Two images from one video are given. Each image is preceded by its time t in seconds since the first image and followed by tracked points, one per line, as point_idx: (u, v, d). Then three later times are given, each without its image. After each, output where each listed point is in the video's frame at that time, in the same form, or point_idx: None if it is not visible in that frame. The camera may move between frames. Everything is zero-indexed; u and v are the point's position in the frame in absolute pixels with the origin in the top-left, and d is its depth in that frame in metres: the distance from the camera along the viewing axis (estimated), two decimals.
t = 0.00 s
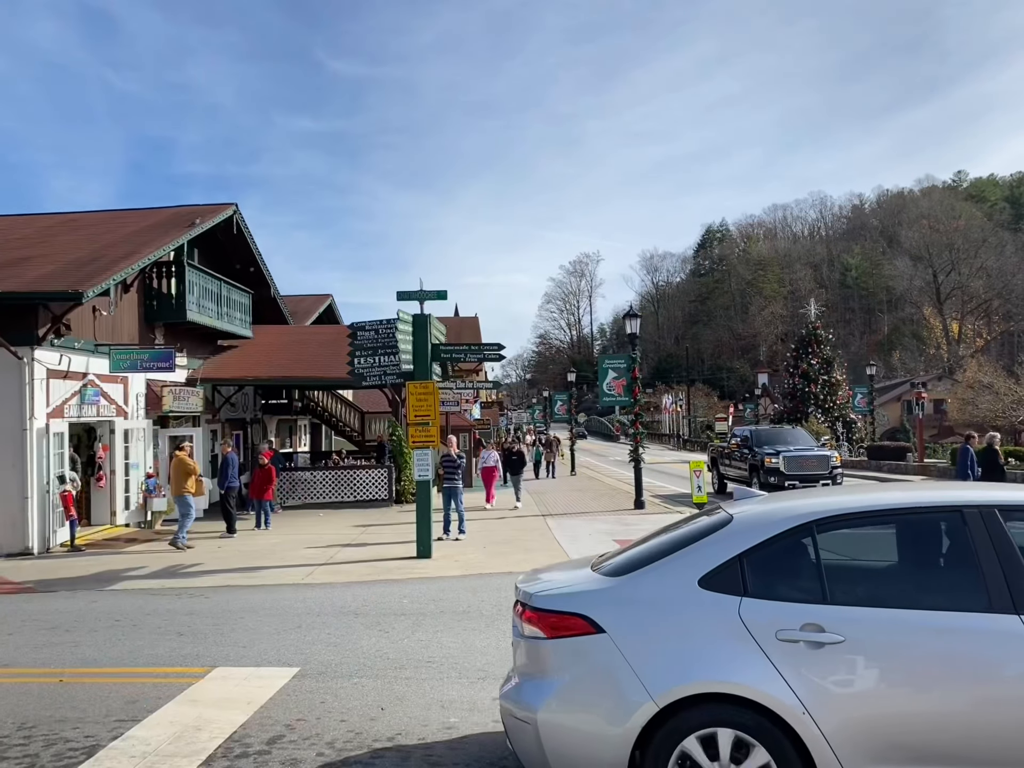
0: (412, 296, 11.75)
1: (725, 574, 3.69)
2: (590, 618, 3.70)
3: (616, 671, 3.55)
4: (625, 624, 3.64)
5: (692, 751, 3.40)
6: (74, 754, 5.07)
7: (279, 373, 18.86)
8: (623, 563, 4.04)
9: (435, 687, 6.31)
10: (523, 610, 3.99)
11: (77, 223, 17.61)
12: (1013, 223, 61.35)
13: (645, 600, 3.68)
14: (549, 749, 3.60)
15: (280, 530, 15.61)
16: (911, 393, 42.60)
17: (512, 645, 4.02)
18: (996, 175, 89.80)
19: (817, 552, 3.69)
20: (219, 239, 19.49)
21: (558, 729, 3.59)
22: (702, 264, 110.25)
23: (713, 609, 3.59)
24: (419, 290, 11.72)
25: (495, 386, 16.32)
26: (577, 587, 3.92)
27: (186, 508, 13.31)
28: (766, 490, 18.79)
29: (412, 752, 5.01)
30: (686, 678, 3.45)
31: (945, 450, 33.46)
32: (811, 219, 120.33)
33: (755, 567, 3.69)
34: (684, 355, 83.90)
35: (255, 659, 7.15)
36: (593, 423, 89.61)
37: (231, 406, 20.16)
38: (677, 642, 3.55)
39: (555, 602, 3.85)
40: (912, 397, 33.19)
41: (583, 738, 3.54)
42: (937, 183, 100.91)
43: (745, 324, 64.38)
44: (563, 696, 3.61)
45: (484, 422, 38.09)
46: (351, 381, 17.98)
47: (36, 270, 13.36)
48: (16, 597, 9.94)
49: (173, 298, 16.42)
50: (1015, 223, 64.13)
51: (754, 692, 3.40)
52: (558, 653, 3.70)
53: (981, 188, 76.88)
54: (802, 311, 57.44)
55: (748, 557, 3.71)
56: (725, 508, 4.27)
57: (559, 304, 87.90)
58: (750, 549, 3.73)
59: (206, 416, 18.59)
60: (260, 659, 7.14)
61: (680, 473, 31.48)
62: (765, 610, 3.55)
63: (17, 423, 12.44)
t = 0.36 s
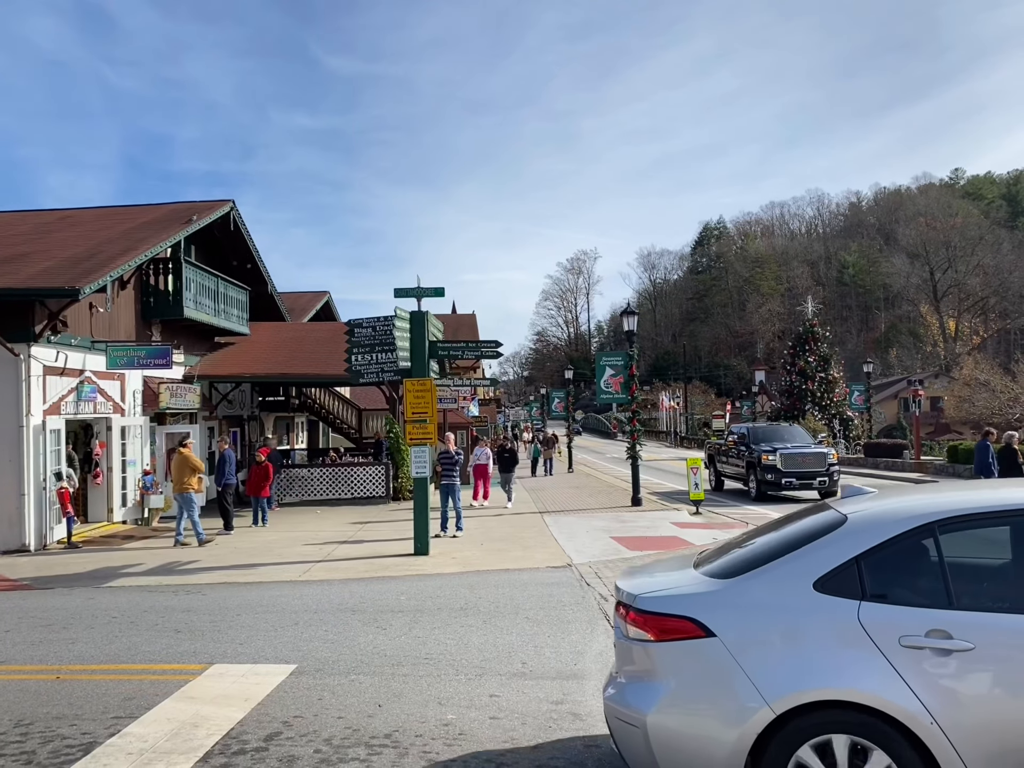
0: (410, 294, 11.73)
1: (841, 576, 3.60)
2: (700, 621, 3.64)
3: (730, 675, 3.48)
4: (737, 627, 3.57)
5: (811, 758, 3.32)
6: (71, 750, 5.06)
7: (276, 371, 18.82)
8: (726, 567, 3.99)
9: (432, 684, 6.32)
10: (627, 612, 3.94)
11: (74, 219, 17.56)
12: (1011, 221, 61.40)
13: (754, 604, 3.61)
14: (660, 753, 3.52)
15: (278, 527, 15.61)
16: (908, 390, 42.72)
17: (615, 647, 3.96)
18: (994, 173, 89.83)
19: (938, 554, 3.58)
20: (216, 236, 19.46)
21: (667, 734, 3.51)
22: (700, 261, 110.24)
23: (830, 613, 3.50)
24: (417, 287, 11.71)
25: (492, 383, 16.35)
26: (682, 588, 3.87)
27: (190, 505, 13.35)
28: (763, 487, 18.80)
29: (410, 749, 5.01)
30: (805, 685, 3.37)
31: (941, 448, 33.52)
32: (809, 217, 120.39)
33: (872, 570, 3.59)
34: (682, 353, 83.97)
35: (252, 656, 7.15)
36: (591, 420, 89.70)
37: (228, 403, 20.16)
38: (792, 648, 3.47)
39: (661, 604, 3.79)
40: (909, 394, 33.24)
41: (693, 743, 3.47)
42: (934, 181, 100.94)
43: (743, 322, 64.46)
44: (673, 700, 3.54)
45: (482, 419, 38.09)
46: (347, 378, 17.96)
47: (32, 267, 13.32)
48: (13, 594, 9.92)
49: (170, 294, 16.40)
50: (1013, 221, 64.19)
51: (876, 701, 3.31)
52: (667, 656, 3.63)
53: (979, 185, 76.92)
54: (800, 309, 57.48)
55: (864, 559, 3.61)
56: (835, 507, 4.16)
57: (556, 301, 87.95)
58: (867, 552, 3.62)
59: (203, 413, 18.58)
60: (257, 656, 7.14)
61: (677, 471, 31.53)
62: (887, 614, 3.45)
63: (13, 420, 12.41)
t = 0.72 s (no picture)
0: (405, 289, 11.72)
1: (984, 567, 3.52)
2: (833, 610, 3.63)
3: (867, 667, 3.46)
4: (873, 616, 3.55)
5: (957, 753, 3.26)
6: (66, 746, 5.06)
7: (272, 366, 18.82)
8: (860, 555, 3.94)
9: (428, 679, 6.33)
10: (752, 601, 3.94)
11: (68, 213, 17.50)
12: (1005, 217, 61.50)
13: (889, 593, 3.57)
14: (792, 744, 3.54)
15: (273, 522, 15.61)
16: (903, 386, 42.84)
17: (739, 634, 3.98)
18: (989, 169, 89.89)
19: None
20: (212, 230, 19.40)
21: (801, 725, 3.52)
22: (695, 256, 110.23)
23: (975, 604, 3.43)
24: (412, 283, 11.70)
25: (488, 378, 16.35)
26: (810, 577, 3.85)
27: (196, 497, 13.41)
28: (758, 482, 18.85)
29: (406, 743, 5.02)
30: (949, 677, 3.32)
31: (935, 443, 33.63)
32: (806, 213, 120.47)
33: (1019, 560, 3.51)
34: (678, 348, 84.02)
35: (246, 651, 7.15)
36: (587, 416, 89.73)
37: (223, 397, 20.14)
38: (936, 640, 3.41)
39: (790, 592, 3.80)
40: (904, 390, 33.33)
41: (827, 735, 3.47)
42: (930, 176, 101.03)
43: (738, 317, 64.53)
44: (806, 689, 3.54)
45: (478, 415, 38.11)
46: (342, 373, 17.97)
47: (26, 261, 13.27)
48: (8, 589, 9.92)
49: (165, 289, 16.36)
50: (1008, 217, 64.30)
51: None
52: (799, 644, 3.64)
53: (974, 181, 76.95)
54: (795, 304, 57.51)
55: (1010, 549, 3.53)
56: (970, 498, 4.06)
57: (552, 296, 87.92)
58: (1013, 542, 3.54)
59: (198, 408, 18.57)
60: (251, 651, 7.15)
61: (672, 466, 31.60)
62: None
63: (7, 414, 12.38)
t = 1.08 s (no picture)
0: (400, 284, 11.70)
1: None
2: (974, 607, 3.40)
3: (1017, 670, 3.20)
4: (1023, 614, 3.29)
5: None
6: (59, 740, 5.05)
7: (267, 360, 18.79)
8: (1001, 550, 3.68)
9: (422, 673, 6.34)
10: (884, 599, 3.75)
11: (61, 206, 17.42)
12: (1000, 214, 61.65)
13: None
14: (932, 746, 3.32)
15: (267, 516, 15.60)
16: (896, 382, 43.03)
17: (874, 632, 3.79)
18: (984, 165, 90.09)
19: None
20: (205, 224, 19.33)
21: (941, 726, 3.30)
22: (690, 252, 110.31)
23: None
24: (407, 277, 11.67)
25: (482, 373, 16.36)
26: (947, 572, 3.62)
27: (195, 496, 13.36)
28: (752, 478, 18.91)
29: (400, 738, 5.03)
30: None
31: (928, 439, 33.79)
32: (801, 208, 120.57)
33: None
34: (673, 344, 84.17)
35: (240, 645, 7.14)
36: (582, 411, 89.92)
37: (217, 392, 20.11)
38: None
39: (923, 588, 3.58)
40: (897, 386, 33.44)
41: (969, 739, 3.23)
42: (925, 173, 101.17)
43: (733, 313, 64.68)
44: (943, 690, 3.33)
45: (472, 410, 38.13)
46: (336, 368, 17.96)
47: (19, 255, 13.20)
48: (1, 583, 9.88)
49: (159, 283, 16.32)
50: (1002, 213, 64.46)
51: None
52: (935, 644, 3.43)
53: (969, 177, 77.10)
54: (789, 299, 57.61)
55: None
56: None
57: (547, 292, 87.89)
58: None
59: (192, 402, 18.53)
60: (245, 645, 7.14)
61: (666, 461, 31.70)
62: None
63: None
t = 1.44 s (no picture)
0: (395, 279, 11.71)
1: None
2: None
3: None
4: None
5: None
6: (52, 736, 5.04)
7: (261, 355, 18.76)
8: None
9: (416, 669, 6.35)
10: None
11: (54, 201, 17.37)
12: (994, 211, 61.83)
13: None
14: None
15: (262, 512, 15.59)
16: (890, 379, 43.15)
17: (1015, 635, 3.69)
18: (978, 163, 90.25)
19: None
20: (200, 219, 19.30)
21: None
22: (685, 249, 110.37)
23: None
24: (402, 273, 11.68)
25: (477, 369, 16.37)
26: None
27: (187, 490, 13.52)
28: (746, 474, 18.95)
29: (394, 733, 5.04)
30: None
31: (922, 436, 33.91)
32: (796, 205, 120.70)
33: None
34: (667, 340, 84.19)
35: (235, 640, 7.15)
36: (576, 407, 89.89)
37: (211, 387, 20.08)
38: None
39: None
40: (891, 383, 33.52)
41: None
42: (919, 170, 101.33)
43: (728, 309, 64.75)
44: None
45: (467, 406, 38.16)
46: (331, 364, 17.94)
47: (13, 249, 13.17)
48: None
49: (153, 278, 16.28)
50: (997, 211, 64.65)
51: None
52: None
53: (963, 174, 77.30)
54: (784, 296, 57.70)
55: None
56: None
57: (543, 288, 87.86)
58: None
59: (186, 397, 18.50)
60: (240, 641, 7.14)
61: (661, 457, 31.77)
62: None
63: None
